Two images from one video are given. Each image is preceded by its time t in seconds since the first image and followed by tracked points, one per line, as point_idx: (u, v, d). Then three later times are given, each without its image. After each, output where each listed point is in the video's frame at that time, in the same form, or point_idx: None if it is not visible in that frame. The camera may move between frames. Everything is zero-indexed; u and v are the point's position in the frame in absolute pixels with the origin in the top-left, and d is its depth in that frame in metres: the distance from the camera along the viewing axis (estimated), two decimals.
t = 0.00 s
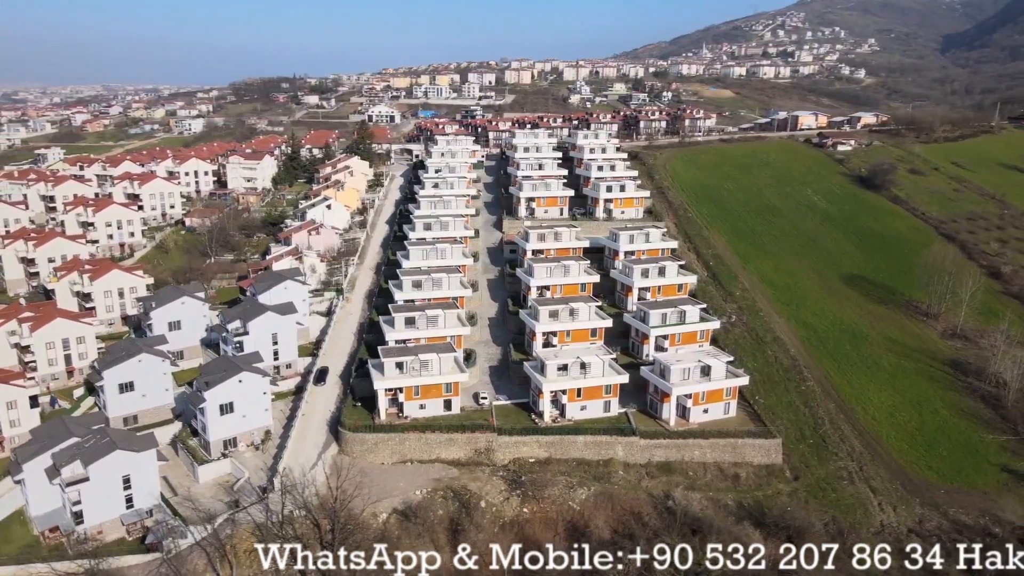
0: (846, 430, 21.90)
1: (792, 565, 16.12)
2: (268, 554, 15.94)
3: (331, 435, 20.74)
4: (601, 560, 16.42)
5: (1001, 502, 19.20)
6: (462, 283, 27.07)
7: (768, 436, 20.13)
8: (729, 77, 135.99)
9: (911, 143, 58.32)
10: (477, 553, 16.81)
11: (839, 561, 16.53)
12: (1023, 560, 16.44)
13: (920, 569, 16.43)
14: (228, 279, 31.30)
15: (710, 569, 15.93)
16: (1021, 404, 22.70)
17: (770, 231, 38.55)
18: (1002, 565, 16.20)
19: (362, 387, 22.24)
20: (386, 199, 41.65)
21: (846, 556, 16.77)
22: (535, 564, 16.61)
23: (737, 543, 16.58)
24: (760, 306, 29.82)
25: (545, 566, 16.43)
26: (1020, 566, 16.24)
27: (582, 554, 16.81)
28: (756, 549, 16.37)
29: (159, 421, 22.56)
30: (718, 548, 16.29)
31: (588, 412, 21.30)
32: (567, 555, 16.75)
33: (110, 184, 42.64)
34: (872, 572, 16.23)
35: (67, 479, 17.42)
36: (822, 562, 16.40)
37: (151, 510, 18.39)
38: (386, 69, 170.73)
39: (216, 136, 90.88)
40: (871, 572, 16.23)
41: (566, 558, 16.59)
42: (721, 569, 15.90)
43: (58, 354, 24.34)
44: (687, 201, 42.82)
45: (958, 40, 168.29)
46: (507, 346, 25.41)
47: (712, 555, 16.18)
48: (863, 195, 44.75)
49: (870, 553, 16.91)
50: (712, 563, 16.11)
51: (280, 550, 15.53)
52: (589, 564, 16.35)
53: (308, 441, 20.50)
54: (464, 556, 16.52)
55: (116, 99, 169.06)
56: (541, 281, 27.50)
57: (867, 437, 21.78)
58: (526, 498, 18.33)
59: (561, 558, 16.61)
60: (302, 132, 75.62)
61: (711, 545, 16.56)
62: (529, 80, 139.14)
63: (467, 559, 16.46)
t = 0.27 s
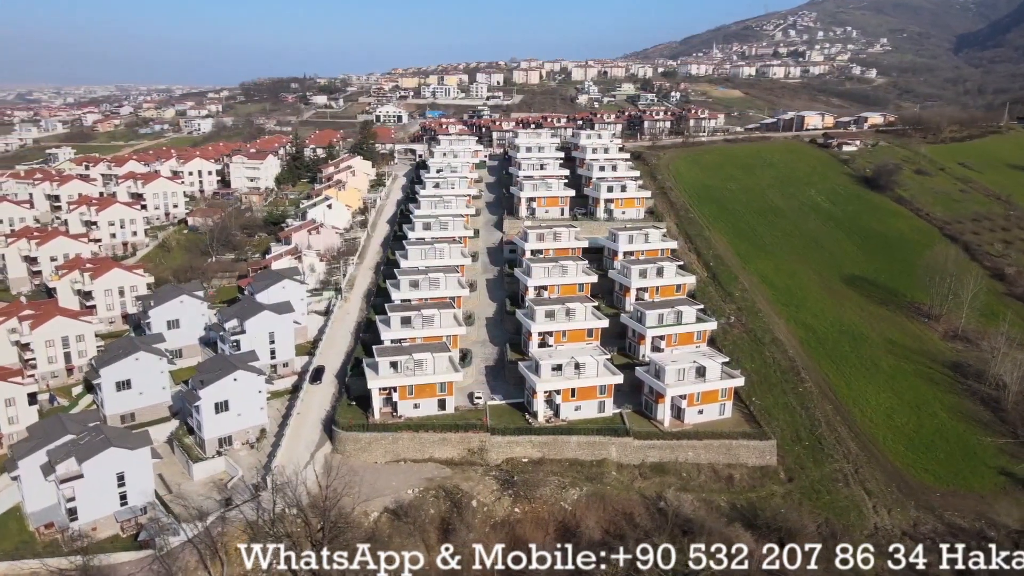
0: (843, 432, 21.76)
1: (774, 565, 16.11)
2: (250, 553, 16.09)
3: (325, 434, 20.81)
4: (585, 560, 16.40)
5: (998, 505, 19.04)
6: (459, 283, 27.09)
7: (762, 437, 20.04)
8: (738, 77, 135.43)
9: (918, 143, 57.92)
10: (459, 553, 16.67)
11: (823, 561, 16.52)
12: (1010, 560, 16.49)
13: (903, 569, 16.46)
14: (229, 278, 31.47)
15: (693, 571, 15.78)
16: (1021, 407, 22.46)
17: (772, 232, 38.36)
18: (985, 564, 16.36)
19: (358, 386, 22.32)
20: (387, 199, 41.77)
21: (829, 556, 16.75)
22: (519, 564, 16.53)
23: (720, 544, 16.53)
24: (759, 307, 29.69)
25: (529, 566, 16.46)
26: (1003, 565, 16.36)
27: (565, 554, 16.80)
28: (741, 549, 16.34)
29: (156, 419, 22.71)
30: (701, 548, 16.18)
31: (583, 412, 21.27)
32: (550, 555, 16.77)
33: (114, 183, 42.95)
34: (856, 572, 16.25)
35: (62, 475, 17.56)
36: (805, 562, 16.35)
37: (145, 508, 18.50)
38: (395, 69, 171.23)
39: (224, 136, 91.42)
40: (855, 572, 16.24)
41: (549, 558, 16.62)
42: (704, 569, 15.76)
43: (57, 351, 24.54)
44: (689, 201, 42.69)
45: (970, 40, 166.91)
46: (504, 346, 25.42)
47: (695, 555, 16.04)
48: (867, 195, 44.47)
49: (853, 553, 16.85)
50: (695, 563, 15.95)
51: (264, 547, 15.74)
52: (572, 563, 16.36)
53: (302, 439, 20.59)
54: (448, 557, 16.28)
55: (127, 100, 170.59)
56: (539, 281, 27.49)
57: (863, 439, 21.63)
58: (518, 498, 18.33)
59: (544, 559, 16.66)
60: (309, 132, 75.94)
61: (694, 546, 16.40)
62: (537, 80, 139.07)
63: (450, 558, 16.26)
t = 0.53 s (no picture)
0: (839, 434, 21.63)
1: (756, 565, 16.12)
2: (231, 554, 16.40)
3: (319, 433, 20.87)
4: (565, 559, 16.33)
5: (994, 508, 18.85)
6: (457, 282, 27.10)
7: (757, 439, 19.94)
8: (746, 77, 134.87)
9: (924, 144, 57.51)
10: (443, 552, 16.81)
11: (804, 561, 16.52)
12: (992, 560, 16.43)
13: (883, 569, 16.55)
14: (229, 277, 31.61)
15: (671, 569, 15.85)
16: (1020, 410, 22.25)
17: (774, 232, 38.18)
18: (968, 564, 16.40)
19: (353, 385, 22.38)
20: (389, 198, 41.87)
21: (810, 556, 16.69)
22: (501, 564, 16.57)
23: (702, 544, 16.58)
24: (759, 308, 29.55)
25: (512, 566, 16.54)
26: (985, 566, 16.32)
27: (547, 554, 16.79)
28: (722, 548, 16.43)
29: (153, 417, 22.85)
30: (683, 548, 16.26)
31: (577, 412, 21.23)
32: (532, 555, 16.77)
33: (118, 182, 43.26)
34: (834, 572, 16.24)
35: (56, 472, 17.69)
36: (787, 562, 16.42)
37: (139, 505, 18.61)
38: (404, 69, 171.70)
39: (233, 136, 91.95)
40: (834, 572, 16.27)
41: (531, 559, 16.60)
42: (685, 568, 15.82)
43: (57, 349, 24.75)
44: (692, 201, 42.55)
45: (983, 39, 165.46)
46: (500, 345, 25.41)
47: (676, 555, 16.09)
48: (871, 196, 44.17)
49: (833, 552, 16.87)
50: (676, 562, 16.01)
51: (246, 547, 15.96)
52: (554, 563, 16.34)
53: (296, 438, 20.66)
54: (430, 557, 16.48)
55: (139, 100, 172.02)
56: (536, 281, 27.47)
57: (859, 441, 21.48)
58: (509, 498, 18.33)
59: (527, 559, 16.64)
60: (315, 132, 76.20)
61: (675, 546, 16.46)
62: (545, 80, 139.09)
63: (433, 558, 16.45)
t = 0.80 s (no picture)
0: (834, 436, 21.49)
1: (739, 565, 16.01)
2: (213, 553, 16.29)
3: (313, 431, 20.95)
4: (549, 560, 16.36)
5: (989, 512, 18.67)
6: (454, 282, 27.11)
7: (751, 440, 19.85)
8: (764, 77, 134.33)
9: (931, 144, 57.05)
10: (426, 553, 16.77)
11: (788, 561, 16.34)
12: (974, 561, 16.40)
13: (866, 569, 16.43)
14: (229, 276, 31.77)
15: (656, 569, 15.81)
16: (1020, 413, 22.01)
17: (776, 233, 37.99)
18: (949, 564, 16.40)
19: (347, 384, 22.43)
20: (391, 198, 41.96)
21: (793, 557, 16.53)
22: (484, 564, 16.41)
23: (685, 544, 16.45)
24: (758, 308, 29.41)
25: (495, 566, 16.39)
26: (968, 566, 16.31)
27: (530, 554, 16.71)
28: (705, 548, 16.31)
29: (150, 414, 23.00)
30: (666, 548, 16.21)
31: (570, 413, 21.20)
32: (516, 554, 16.65)
33: (123, 182, 43.60)
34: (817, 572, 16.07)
35: (51, 468, 17.83)
36: (769, 562, 16.26)
37: (133, 502, 18.75)
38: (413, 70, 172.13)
39: (242, 136, 92.47)
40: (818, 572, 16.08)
41: (514, 559, 16.48)
42: (669, 569, 15.77)
43: (56, 347, 24.97)
44: (694, 202, 42.41)
45: (997, 39, 163.90)
46: (496, 345, 25.41)
47: (659, 555, 16.09)
48: (875, 197, 43.84)
49: (817, 553, 16.69)
50: (659, 563, 16.00)
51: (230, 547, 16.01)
52: (537, 563, 16.33)
53: (290, 436, 20.74)
54: (412, 557, 16.50)
55: (151, 100, 173.54)
56: (534, 281, 27.44)
57: (855, 443, 21.34)
58: (500, 498, 18.34)
59: (510, 559, 16.52)
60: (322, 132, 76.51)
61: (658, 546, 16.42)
62: (553, 80, 139.03)
63: (415, 559, 16.45)
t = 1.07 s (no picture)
0: (830, 438, 21.35)
1: (722, 565, 16.02)
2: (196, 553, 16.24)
3: (307, 430, 21.02)
4: (531, 560, 16.35)
5: (984, 516, 18.51)
6: (451, 282, 27.14)
7: (744, 442, 19.76)
8: (773, 77, 133.72)
9: (938, 144, 56.61)
10: (408, 555, 16.56)
11: (772, 561, 16.39)
12: (957, 560, 16.46)
13: (849, 568, 16.41)
14: (230, 275, 31.93)
15: (640, 569, 15.76)
16: (1018, 416, 21.78)
17: (777, 234, 37.79)
18: (932, 564, 16.45)
19: (342, 383, 22.51)
20: (393, 198, 42.04)
21: (778, 555, 16.56)
22: (467, 564, 16.34)
23: (669, 544, 16.51)
24: (757, 309, 29.27)
25: (479, 566, 16.30)
26: (951, 565, 16.35)
27: (513, 553, 16.66)
28: (688, 548, 16.35)
29: (147, 412, 23.17)
30: (649, 548, 16.18)
31: (564, 413, 21.17)
32: (498, 555, 16.60)
33: (128, 181, 43.93)
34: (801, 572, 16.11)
35: (46, 465, 17.99)
36: (752, 562, 16.28)
37: (127, 499, 18.92)
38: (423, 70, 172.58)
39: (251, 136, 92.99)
40: (802, 572, 16.11)
41: (497, 559, 16.47)
42: (652, 568, 15.76)
43: (56, 344, 25.19)
44: (696, 202, 42.26)
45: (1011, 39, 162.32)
46: (492, 345, 25.41)
47: (642, 554, 16.04)
48: (879, 198, 43.53)
49: (800, 553, 16.73)
50: (643, 562, 15.94)
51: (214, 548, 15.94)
52: (520, 563, 16.28)
53: (284, 435, 20.84)
54: (395, 556, 16.18)
55: (163, 99, 174.96)
56: (531, 281, 27.43)
57: (851, 446, 21.18)
58: (491, 498, 18.36)
59: (492, 559, 16.52)
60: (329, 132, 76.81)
61: (642, 545, 16.47)
62: (562, 80, 138.92)
63: (398, 558, 16.18)
